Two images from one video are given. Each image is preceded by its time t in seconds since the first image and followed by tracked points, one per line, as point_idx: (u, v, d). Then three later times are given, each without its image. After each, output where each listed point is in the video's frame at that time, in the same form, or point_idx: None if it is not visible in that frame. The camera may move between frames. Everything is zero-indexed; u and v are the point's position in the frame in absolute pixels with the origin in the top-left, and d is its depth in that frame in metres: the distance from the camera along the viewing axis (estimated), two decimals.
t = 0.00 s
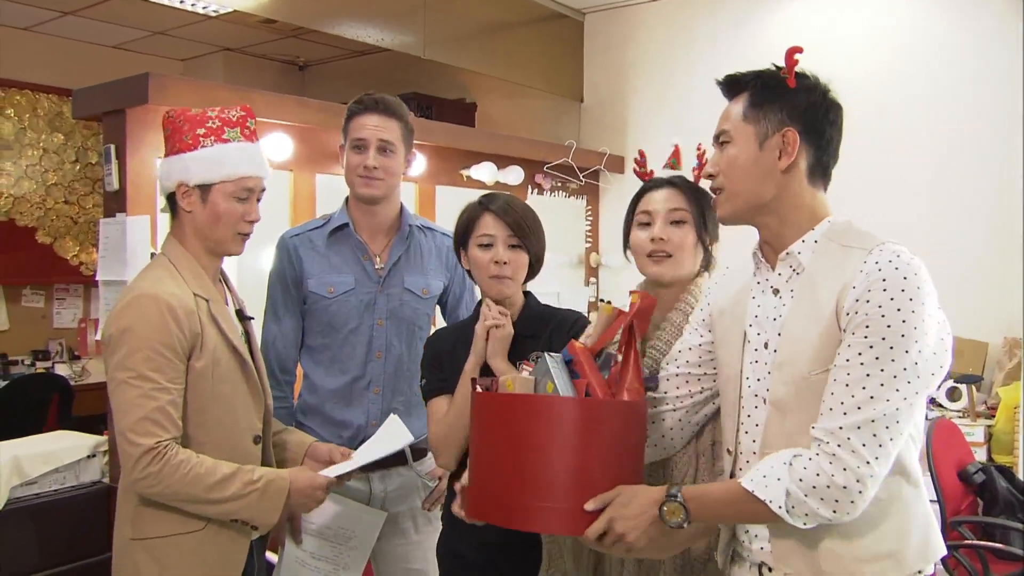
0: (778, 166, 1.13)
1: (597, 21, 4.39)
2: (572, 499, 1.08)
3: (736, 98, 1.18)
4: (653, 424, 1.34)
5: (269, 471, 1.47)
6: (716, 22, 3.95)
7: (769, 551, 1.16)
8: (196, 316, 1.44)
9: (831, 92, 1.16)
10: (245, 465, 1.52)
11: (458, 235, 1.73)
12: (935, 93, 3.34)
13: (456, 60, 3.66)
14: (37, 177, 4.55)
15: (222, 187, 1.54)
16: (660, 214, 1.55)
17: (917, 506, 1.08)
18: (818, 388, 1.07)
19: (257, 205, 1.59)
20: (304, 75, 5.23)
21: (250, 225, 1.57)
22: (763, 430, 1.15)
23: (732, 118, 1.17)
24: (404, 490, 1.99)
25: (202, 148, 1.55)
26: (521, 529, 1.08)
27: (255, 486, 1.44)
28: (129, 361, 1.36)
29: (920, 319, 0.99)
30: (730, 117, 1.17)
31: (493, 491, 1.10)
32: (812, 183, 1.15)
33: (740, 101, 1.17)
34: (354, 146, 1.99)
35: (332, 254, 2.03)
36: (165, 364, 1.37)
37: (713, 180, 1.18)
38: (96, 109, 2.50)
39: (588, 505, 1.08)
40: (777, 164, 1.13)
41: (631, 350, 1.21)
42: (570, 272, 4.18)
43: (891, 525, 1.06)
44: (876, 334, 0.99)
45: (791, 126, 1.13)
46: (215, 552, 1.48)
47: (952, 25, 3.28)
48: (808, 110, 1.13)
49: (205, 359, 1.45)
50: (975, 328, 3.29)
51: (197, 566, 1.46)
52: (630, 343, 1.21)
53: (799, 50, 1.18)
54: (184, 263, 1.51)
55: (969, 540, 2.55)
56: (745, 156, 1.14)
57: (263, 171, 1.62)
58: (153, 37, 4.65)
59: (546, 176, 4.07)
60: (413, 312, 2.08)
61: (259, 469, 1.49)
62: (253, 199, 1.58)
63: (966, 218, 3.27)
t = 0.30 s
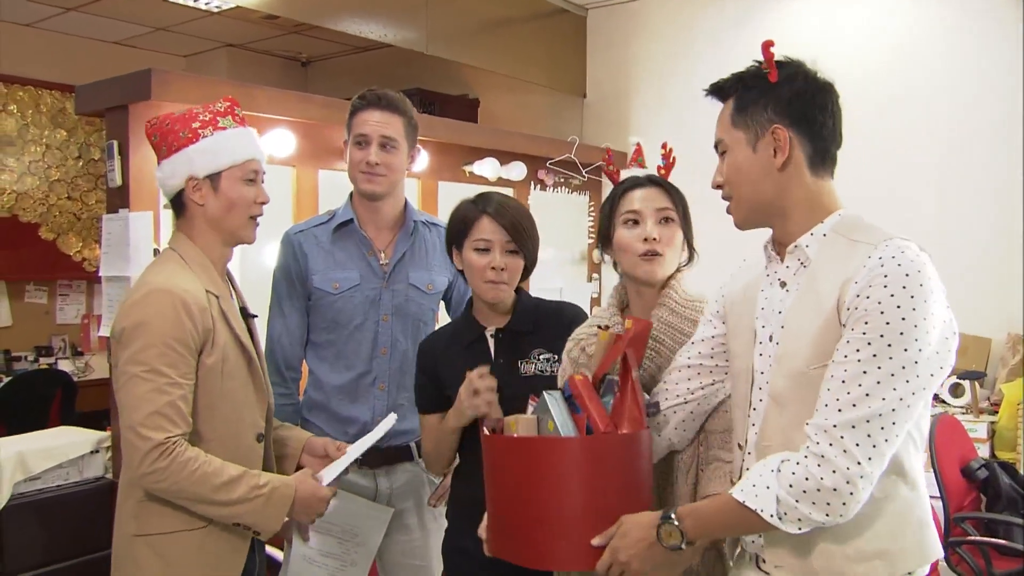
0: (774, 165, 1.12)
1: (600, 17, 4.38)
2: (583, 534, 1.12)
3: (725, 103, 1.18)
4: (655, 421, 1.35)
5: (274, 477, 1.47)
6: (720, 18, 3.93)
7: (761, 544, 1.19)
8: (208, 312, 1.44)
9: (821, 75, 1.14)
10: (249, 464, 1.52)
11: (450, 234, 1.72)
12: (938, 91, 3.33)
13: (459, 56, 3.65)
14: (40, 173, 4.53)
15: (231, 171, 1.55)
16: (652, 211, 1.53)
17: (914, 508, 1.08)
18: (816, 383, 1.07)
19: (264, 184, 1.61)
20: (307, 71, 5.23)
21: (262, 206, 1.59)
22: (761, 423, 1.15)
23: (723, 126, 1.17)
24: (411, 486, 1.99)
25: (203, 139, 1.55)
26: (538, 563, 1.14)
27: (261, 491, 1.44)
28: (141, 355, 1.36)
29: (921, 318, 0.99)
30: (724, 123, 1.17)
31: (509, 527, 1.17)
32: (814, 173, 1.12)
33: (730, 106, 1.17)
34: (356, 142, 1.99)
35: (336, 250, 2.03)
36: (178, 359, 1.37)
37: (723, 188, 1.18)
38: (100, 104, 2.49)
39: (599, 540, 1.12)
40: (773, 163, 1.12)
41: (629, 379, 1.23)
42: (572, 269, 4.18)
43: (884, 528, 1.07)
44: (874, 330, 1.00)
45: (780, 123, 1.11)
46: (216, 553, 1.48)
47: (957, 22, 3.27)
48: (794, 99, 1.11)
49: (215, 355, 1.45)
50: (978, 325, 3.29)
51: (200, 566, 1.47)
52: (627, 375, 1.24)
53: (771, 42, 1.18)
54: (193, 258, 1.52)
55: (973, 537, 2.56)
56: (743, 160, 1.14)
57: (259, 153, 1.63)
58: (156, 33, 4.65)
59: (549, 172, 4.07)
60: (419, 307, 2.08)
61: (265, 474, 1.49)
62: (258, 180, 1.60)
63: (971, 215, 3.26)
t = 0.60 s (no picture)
0: (809, 167, 1.09)
1: (600, 14, 4.37)
2: (591, 548, 1.15)
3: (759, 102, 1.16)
4: (702, 409, 1.33)
5: (280, 474, 1.47)
6: (721, 15, 3.93)
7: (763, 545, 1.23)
8: (211, 310, 1.44)
9: (861, 64, 1.10)
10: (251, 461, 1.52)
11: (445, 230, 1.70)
12: (940, 89, 3.32)
13: (460, 53, 3.65)
14: (41, 171, 4.53)
15: (231, 166, 1.55)
16: (644, 220, 1.50)
17: (930, 525, 1.06)
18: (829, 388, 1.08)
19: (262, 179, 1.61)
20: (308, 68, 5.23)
21: (262, 199, 1.59)
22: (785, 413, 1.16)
23: (759, 126, 1.15)
24: (413, 484, 1.99)
25: (197, 135, 1.54)
26: None
27: (267, 487, 1.44)
28: (147, 354, 1.35)
29: (943, 334, 0.96)
30: (759, 124, 1.15)
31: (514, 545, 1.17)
32: (854, 171, 1.09)
33: (763, 104, 1.15)
34: (355, 139, 1.99)
35: (338, 247, 2.03)
36: (183, 357, 1.37)
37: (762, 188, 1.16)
38: (100, 101, 2.49)
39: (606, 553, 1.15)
40: (808, 164, 1.09)
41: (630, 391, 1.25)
42: (574, 266, 4.18)
43: (893, 541, 1.06)
44: (889, 344, 0.98)
45: (813, 122, 1.09)
46: (221, 548, 1.49)
47: (958, 19, 3.27)
48: (827, 96, 1.08)
49: (219, 353, 1.45)
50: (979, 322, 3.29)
51: (207, 562, 1.47)
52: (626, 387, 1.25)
53: (802, 35, 1.15)
54: (194, 255, 1.52)
55: (974, 534, 2.56)
56: (777, 162, 1.12)
57: (256, 149, 1.63)
58: (156, 30, 4.64)
59: (550, 169, 4.06)
60: (421, 304, 2.09)
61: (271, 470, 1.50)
62: (255, 173, 1.60)
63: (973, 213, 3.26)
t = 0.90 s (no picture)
0: (823, 160, 1.09)
1: (598, 13, 4.37)
2: (593, 525, 1.23)
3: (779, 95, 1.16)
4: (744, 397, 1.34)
5: (278, 469, 1.47)
6: (720, 14, 3.93)
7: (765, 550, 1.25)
8: (206, 307, 1.44)
9: (886, 60, 1.09)
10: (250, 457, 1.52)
11: (458, 223, 1.63)
12: (938, 88, 3.33)
13: (458, 51, 3.65)
14: (39, 169, 4.58)
15: (226, 166, 1.54)
16: (641, 232, 1.52)
17: (924, 533, 1.05)
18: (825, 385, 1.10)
19: (259, 179, 1.60)
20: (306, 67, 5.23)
21: (257, 199, 1.58)
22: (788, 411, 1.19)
23: (777, 118, 1.15)
24: (409, 482, 1.99)
25: (196, 134, 1.54)
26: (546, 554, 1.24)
27: (266, 482, 1.45)
28: (142, 352, 1.35)
29: (933, 342, 0.96)
30: (778, 115, 1.15)
31: (520, 516, 1.27)
32: (868, 168, 1.08)
33: (784, 98, 1.15)
34: (356, 138, 1.98)
35: (334, 246, 2.03)
36: (180, 354, 1.37)
37: (776, 181, 1.17)
38: (98, 99, 2.49)
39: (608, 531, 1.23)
40: (822, 157, 1.09)
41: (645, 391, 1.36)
42: (572, 264, 4.19)
43: (884, 546, 1.07)
44: (877, 350, 0.99)
45: (831, 116, 1.08)
46: (220, 545, 1.49)
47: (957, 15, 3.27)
48: (847, 91, 1.07)
49: (215, 350, 1.45)
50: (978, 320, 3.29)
51: (206, 558, 1.47)
52: (645, 387, 1.37)
53: (828, 28, 1.14)
54: (190, 253, 1.52)
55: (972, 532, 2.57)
56: (792, 154, 1.12)
57: (255, 148, 1.63)
58: (154, 29, 4.64)
59: (548, 167, 4.06)
60: (418, 302, 2.08)
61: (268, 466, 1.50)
62: (253, 174, 1.60)
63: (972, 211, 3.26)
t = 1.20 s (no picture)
0: (814, 160, 1.10)
1: (597, 12, 4.37)
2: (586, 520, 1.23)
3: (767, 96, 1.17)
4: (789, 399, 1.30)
5: (276, 472, 1.47)
6: (719, 12, 3.93)
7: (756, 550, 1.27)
8: (205, 307, 1.44)
9: (871, 59, 1.10)
10: (248, 458, 1.52)
11: (473, 225, 1.60)
12: (938, 88, 3.33)
13: (457, 50, 3.65)
14: (38, 168, 4.57)
15: (228, 170, 1.54)
16: (637, 235, 1.53)
17: (902, 530, 1.08)
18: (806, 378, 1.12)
19: (262, 184, 1.60)
20: (305, 67, 5.23)
21: (257, 205, 1.58)
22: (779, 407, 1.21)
23: (766, 119, 1.16)
24: (404, 482, 2.00)
25: (201, 135, 1.55)
26: (540, 549, 1.24)
27: (264, 486, 1.45)
28: (141, 352, 1.35)
29: (891, 332, 0.98)
30: (767, 116, 1.16)
31: (518, 515, 1.26)
32: (858, 167, 1.10)
33: (772, 99, 1.15)
34: (358, 146, 1.97)
35: (326, 245, 2.03)
36: (177, 356, 1.37)
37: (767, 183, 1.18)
38: (97, 99, 2.49)
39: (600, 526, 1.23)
40: (813, 158, 1.10)
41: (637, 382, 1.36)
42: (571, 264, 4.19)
43: (863, 542, 1.09)
44: (838, 341, 1.01)
45: (820, 116, 1.09)
46: (217, 548, 1.49)
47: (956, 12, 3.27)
48: (835, 92, 1.08)
49: (214, 351, 1.45)
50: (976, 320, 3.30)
51: (203, 561, 1.47)
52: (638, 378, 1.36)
53: (813, 29, 1.16)
54: (190, 254, 1.51)
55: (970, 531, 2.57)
56: (782, 154, 1.13)
57: (260, 151, 1.63)
58: (153, 28, 4.64)
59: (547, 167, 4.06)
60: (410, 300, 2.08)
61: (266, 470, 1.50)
62: (255, 178, 1.59)
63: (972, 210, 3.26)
